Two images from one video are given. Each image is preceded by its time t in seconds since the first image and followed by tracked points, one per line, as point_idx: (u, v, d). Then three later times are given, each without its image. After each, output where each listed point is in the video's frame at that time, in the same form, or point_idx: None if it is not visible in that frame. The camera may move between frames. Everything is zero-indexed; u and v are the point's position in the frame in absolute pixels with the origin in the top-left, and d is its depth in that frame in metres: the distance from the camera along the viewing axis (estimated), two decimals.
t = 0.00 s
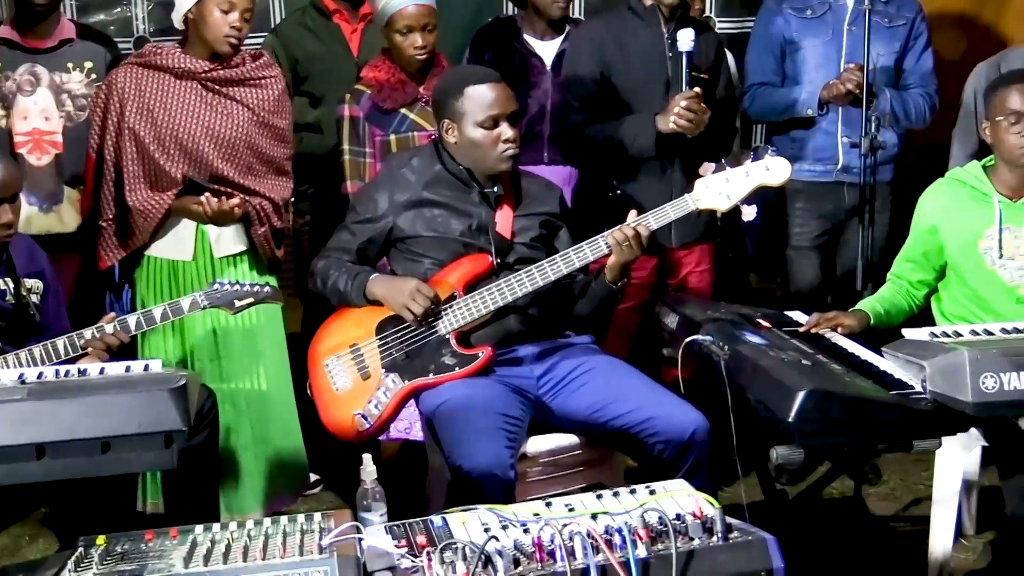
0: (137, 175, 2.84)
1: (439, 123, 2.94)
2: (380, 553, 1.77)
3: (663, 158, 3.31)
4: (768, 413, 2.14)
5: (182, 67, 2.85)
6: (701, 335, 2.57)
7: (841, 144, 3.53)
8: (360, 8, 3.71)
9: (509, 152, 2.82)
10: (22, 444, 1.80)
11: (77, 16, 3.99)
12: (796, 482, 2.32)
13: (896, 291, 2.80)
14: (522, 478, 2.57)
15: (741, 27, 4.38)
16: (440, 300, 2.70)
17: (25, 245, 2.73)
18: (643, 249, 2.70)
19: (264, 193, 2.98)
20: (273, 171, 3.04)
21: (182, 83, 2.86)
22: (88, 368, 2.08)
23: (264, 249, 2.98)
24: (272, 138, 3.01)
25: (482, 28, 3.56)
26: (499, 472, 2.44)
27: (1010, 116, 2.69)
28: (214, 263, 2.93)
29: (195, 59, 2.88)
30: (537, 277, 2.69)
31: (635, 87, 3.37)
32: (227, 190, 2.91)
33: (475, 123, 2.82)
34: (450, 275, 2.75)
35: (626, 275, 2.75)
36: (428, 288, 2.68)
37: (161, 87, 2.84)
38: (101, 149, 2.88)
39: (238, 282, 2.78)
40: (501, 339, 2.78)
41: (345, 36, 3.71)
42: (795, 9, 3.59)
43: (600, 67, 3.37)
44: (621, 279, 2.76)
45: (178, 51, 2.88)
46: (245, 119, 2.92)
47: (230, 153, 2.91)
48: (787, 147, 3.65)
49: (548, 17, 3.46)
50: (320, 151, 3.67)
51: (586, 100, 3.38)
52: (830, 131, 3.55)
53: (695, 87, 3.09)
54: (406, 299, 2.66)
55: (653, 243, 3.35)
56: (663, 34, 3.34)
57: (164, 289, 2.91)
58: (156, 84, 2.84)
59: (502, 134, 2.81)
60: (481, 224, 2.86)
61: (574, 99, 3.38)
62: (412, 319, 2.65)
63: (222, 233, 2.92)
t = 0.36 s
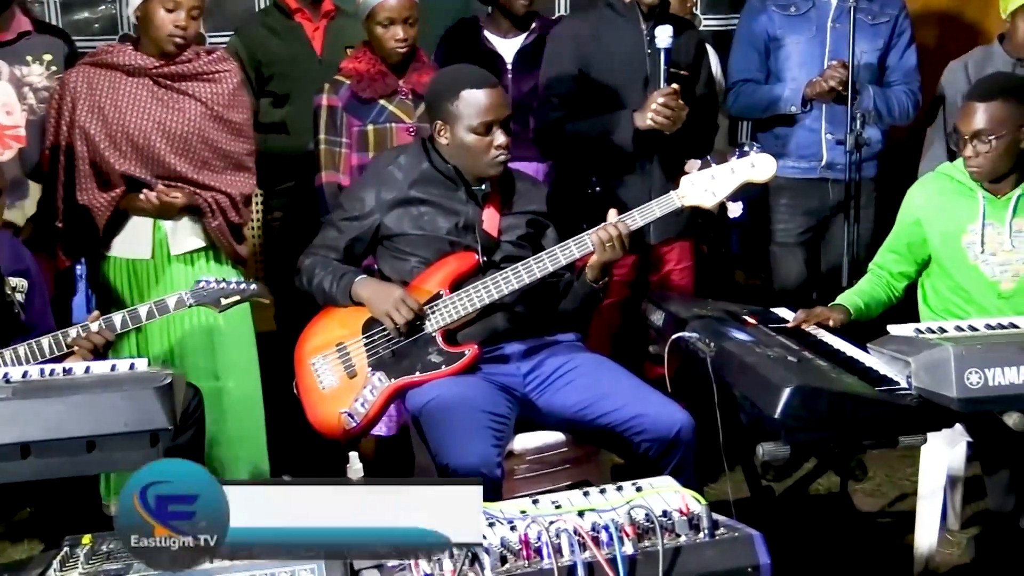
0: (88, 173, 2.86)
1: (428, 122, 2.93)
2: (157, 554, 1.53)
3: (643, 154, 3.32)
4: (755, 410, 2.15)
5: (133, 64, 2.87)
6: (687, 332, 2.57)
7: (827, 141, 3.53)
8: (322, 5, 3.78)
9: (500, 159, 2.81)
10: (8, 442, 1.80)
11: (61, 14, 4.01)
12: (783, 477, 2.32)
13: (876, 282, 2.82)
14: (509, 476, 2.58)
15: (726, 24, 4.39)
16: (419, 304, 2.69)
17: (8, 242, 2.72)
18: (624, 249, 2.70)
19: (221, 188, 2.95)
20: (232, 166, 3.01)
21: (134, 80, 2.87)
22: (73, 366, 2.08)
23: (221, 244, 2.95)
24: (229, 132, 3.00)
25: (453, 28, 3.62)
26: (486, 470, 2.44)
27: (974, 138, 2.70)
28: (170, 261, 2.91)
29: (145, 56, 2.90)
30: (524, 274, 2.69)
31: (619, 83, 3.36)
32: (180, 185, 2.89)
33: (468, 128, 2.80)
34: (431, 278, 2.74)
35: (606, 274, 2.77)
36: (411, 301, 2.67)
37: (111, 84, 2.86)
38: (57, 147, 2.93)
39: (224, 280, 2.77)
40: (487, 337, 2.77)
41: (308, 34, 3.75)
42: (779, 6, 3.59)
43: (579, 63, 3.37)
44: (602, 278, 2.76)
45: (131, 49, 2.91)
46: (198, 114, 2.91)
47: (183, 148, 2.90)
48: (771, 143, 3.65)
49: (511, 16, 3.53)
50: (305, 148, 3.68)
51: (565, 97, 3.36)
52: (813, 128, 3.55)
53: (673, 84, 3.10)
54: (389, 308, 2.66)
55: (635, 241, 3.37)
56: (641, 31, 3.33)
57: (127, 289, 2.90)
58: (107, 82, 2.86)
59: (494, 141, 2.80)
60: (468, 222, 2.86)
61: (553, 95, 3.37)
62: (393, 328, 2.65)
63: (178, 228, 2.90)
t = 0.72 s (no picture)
0: (54, 181, 2.85)
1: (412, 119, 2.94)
2: (86, 553, 1.54)
3: (616, 149, 3.33)
4: (742, 407, 2.15)
5: (86, 65, 2.88)
6: (675, 329, 2.58)
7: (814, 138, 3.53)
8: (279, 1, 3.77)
9: (484, 143, 2.81)
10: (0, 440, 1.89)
11: (47, 12, 3.96)
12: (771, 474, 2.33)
13: (860, 281, 2.81)
14: (497, 473, 2.58)
15: (713, 22, 4.39)
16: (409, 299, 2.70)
17: None
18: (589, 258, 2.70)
19: (190, 181, 2.96)
20: (198, 158, 3.02)
21: (90, 82, 2.88)
22: (59, 366, 2.08)
23: (194, 239, 2.95)
24: (191, 124, 3.00)
25: (426, 31, 3.65)
26: (475, 468, 2.45)
27: (972, 134, 2.70)
28: (145, 258, 2.93)
29: (97, 56, 2.90)
30: (511, 271, 2.69)
31: (605, 82, 3.35)
32: (150, 181, 2.90)
33: (450, 116, 2.81)
34: (421, 274, 2.74)
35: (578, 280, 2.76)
36: (399, 293, 2.68)
37: (68, 88, 2.86)
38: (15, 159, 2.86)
39: (212, 278, 2.76)
40: (475, 334, 2.77)
41: (263, 33, 3.75)
42: (766, 4, 3.60)
43: (552, 62, 3.38)
44: (573, 285, 2.76)
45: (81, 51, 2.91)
46: (159, 108, 2.93)
47: (149, 145, 2.91)
48: (757, 140, 3.66)
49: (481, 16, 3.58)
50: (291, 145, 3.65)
51: (541, 98, 3.38)
52: (800, 124, 3.56)
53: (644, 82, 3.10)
54: (376, 302, 2.66)
55: (613, 238, 3.36)
56: (614, 30, 3.33)
57: (102, 293, 2.92)
58: (63, 87, 2.86)
59: (476, 125, 2.81)
60: (455, 219, 2.86)
61: (528, 95, 3.40)
62: (381, 322, 2.65)
63: (154, 227, 2.92)
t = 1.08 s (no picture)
0: (46, 184, 2.85)
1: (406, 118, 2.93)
2: (84, 554, 1.53)
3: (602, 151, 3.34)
4: (735, 407, 2.15)
5: (75, 65, 2.88)
6: (668, 329, 2.59)
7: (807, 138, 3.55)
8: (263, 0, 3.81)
9: (480, 143, 2.81)
10: None
11: (38, 11, 3.94)
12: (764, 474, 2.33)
13: (850, 281, 2.82)
14: (490, 473, 2.59)
15: (706, 22, 4.40)
16: (399, 300, 2.69)
17: None
18: (581, 258, 2.71)
19: (183, 177, 2.97)
20: (189, 153, 3.03)
21: (79, 82, 2.88)
22: (50, 364, 2.08)
23: (188, 235, 2.96)
24: (182, 120, 3.01)
25: (420, 29, 3.63)
26: (467, 468, 2.44)
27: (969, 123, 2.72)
28: (141, 256, 2.93)
29: (85, 56, 2.90)
30: (504, 271, 2.69)
31: (596, 81, 3.35)
32: (145, 179, 2.91)
33: (445, 116, 2.81)
34: (412, 274, 2.73)
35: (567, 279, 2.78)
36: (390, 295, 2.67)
37: (58, 89, 2.86)
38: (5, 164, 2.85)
39: (204, 277, 2.75)
40: (468, 333, 2.77)
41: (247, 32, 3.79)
42: (760, 4, 3.59)
43: (538, 64, 3.38)
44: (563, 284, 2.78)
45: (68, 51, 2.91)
46: (150, 106, 2.93)
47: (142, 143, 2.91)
48: (750, 140, 3.66)
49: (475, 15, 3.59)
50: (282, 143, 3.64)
51: (527, 98, 3.38)
52: (793, 124, 3.56)
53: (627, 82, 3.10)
54: (367, 304, 2.66)
55: (606, 237, 3.36)
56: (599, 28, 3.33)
57: (97, 292, 2.89)
58: (53, 88, 2.86)
59: (472, 125, 2.81)
60: (447, 218, 2.86)
61: (515, 98, 3.40)
62: (371, 325, 2.65)
63: (150, 225, 2.92)
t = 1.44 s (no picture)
0: (61, 181, 2.84)
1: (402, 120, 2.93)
2: (84, 554, 1.52)
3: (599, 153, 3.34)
4: (727, 408, 2.15)
5: (92, 65, 2.87)
6: (661, 330, 2.59)
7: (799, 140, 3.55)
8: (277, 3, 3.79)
9: (481, 154, 2.82)
10: None
11: (29, 12, 3.95)
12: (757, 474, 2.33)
13: (844, 281, 2.84)
14: (484, 474, 2.59)
15: (699, 23, 4.41)
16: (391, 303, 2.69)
17: None
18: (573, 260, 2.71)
19: (196, 180, 2.98)
20: (202, 156, 3.05)
21: (96, 81, 2.88)
22: (43, 368, 2.08)
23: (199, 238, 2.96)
24: (196, 123, 3.03)
25: (432, 24, 3.64)
26: (460, 469, 2.44)
27: (947, 137, 2.68)
28: (152, 257, 2.94)
29: (103, 56, 2.90)
30: (497, 273, 2.69)
31: (591, 82, 3.35)
32: (159, 180, 2.92)
33: (448, 123, 2.81)
34: (405, 277, 2.73)
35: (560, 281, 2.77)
36: (383, 299, 2.66)
37: (75, 88, 2.85)
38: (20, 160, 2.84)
39: (197, 278, 2.74)
40: (461, 335, 2.77)
41: (260, 33, 3.78)
42: (754, 6, 3.60)
43: (533, 66, 3.37)
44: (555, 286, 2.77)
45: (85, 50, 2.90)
46: (166, 108, 2.94)
47: (156, 145, 2.92)
48: (743, 141, 3.66)
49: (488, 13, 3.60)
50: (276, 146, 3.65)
51: (524, 99, 3.38)
52: (786, 125, 3.57)
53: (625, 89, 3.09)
54: (360, 307, 2.65)
55: (599, 238, 3.36)
56: (594, 29, 3.34)
57: (105, 291, 2.90)
58: (70, 86, 2.85)
59: (475, 136, 2.82)
60: (440, 220, 2.86)
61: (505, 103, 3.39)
62: (364, 328, 2.65)
63: (162, 226, 2.92)
